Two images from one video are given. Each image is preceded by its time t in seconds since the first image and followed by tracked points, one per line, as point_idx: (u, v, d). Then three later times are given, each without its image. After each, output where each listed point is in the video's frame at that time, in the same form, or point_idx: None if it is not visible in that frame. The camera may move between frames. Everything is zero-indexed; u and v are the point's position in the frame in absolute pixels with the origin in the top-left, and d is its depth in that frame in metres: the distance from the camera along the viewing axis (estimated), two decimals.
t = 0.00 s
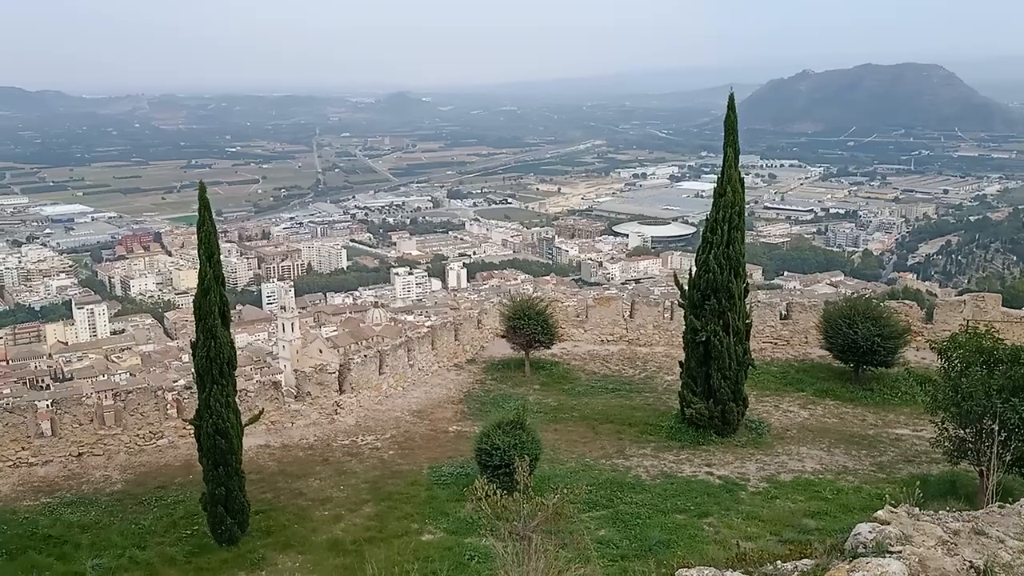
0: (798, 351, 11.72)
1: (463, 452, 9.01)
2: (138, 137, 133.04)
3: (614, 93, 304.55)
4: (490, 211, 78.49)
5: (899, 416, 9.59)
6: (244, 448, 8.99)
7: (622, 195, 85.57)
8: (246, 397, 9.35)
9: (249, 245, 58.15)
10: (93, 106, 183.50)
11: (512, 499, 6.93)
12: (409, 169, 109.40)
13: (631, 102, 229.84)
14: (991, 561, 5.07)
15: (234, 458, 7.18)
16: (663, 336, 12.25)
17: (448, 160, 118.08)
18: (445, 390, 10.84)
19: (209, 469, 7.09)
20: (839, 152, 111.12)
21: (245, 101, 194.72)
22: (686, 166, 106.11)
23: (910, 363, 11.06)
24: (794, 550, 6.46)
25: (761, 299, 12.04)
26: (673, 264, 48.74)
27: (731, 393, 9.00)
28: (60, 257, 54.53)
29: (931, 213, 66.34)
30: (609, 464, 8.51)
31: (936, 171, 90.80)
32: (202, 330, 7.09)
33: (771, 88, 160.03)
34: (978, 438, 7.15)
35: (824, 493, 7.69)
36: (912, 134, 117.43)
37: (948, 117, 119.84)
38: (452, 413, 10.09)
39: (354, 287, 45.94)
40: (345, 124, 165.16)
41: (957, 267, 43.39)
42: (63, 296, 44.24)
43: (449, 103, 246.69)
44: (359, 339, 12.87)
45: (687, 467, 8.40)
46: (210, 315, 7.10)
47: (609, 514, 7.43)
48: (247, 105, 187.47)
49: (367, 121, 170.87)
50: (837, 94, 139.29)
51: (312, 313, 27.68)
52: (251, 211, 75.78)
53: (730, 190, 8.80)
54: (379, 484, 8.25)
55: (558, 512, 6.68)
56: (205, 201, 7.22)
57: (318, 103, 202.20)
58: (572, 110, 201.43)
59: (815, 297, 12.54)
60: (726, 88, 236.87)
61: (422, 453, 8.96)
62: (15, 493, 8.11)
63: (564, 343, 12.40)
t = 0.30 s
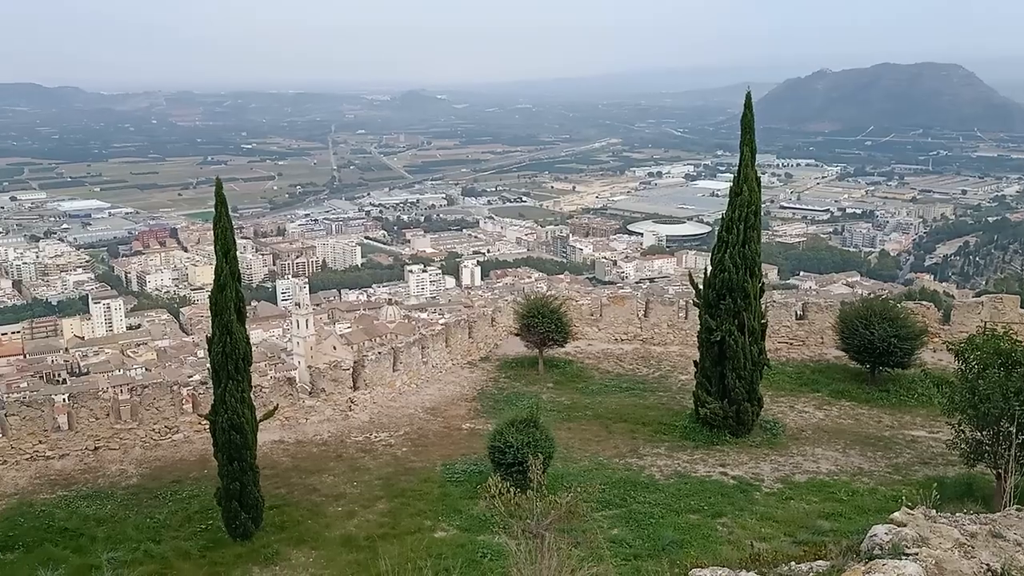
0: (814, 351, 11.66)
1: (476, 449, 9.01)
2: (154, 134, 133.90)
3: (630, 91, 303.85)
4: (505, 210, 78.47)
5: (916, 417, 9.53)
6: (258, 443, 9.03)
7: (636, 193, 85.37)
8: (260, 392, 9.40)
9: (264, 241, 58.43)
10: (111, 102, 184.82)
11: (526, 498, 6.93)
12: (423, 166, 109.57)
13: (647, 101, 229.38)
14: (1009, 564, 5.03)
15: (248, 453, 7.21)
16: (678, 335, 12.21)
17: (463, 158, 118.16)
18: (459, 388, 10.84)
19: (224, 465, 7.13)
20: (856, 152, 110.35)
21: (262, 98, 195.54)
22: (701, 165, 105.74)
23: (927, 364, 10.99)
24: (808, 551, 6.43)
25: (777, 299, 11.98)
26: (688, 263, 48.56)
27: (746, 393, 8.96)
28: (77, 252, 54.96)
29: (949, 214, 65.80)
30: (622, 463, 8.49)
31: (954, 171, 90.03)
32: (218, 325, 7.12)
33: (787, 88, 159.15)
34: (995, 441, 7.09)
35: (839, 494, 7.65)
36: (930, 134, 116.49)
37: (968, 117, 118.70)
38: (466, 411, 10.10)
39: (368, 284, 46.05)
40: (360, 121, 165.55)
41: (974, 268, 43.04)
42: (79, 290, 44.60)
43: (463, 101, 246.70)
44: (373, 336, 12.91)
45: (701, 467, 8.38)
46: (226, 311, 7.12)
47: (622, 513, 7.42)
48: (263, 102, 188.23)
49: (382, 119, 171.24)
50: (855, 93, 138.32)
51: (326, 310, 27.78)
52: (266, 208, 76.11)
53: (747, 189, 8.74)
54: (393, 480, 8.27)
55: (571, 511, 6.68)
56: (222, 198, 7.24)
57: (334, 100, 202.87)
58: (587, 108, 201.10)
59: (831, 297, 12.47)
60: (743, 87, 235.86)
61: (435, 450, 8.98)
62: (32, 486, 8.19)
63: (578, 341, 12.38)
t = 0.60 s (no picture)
0: (833, 353, 11.58)
1: (491, 449, 9.04)
2: (175, 132, 134.99)
3: (650, 90, 302.80)
4: (522, 209, 78.45)
5: (936, 421, 9.44)
6: (276, 440, 9.08)
7: (654, 194, 85.14)
8: (278, 389, 9.45)
9: (282, 239, 58.73)
10: (133, 100, 186.55)
11: (542, 498, 6.96)
12: (442, 165, 109.80)
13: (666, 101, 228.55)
14: None
15: (266, 451, 7.25)
16: (695, 337, 12.15)
17: (481, 157, 118.28)
18: (475, 387, 10.84)
19: (241, 460, 7.17)
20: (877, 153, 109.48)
21: (281, 96, 196.63)
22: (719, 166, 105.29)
23: (946, 368, 10.89)
24: (826, 556, 6.39)
25: (796, 301, 11.91)
26: (706, 264, 48.34)
27: (764, 395, 8.92)
28: (98, 248, 55.53)
29: (971, 216, 65.17)
30: (639, 464, 8.48)
31: (976, 173, 89.19)
32: (237, 322, 7.18)
33: (807, 88, 157.97)
34: (1015, 446, 7.03)
35: (857, 498, 7.59)
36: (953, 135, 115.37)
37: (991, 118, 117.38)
38: (482, 410, 10.11)
39: (385, 283, 46.24)
40: (378, 120, 166.11)
41: (997, 271, 42.62)
42: (99, 287, 45.05)
43: (481, 100, 247.01)
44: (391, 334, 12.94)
45: (718, 469, 8.34)
46: (245, 308, 7.17)
47: (638, 514, 7.41)
48: (282, 100, 189.32)
49: (400, 118, 171.64)
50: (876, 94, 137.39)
51: (344, 308, 27.90)
52: (285, 206, 76.61)
53: (766, 191, 8.71)
54: (409, 478, 8.30)
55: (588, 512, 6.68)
56: (243, 195, 7.30)
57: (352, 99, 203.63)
58: (605, 108, 200.61)
59: (851, 300, 12.38)
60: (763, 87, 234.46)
61: (452, 449, 9.01)
62: (53, 480, 8.28)
63: (594, 342, 12.37)
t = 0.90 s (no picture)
0: (855, 355, 11.48)
1: (509, 447, 9.04)
2: (197, 129, 136.00)
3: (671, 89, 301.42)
4: (542, 208, 78.36)
5: (958, 425, 9.35)
6: (296, 436, 9.14)
7: (675, 193, 84.79)
8: (299, 386, 9.52)
9: (303, 237, 59.05)
10: (156, 98, 188.10)
11: (560, 496, 6.96)
12: (461, 164, 109.97)
13: (687, 100, 227.49)
14: None
15: (286, 446, 7.30)
16: (715, 338, 12.11)
17: (500, 156, 118.34)
18: (494, 386, 10.86)
19: (262, 456, 7.22)
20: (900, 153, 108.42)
21: (302, 94, 197.55)
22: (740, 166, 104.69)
23: (970, 371, 10.78)
24: (847, 558, 6.35)
25: (817, 303, 11.85)
26: (726, 264, 48.10)
27: (784, 396, 8.87)
28: (121, 245, 56.07)
29: (996, 218, 64.37)
30: (657, 465, 8.45)
31: (1001, 175, 88.08)
32: (258, 319, 7.22)
33: (830, 88, 156.64)
34: None
35: (878, 501, 7.52)
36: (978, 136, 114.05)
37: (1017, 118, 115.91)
38: (500, 409, 10.11)
39: (404, 281, 46.37)
40: (398, 118, 166.52)
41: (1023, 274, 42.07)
42: (122, 283, 45.51)
43: (501, 99, 247.08)
44: (410, 332, 12.97)
45: (738, 470, 8.29)
46: (266, 306, 7.21)
47: (656, 515, 7.39)
48: (303, 99, 190.26)
49: (421, 116, 171.99)
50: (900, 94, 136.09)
51: (363, 306, 28.00)
52: (305, 204, 76.98)
53: (788, 191, 8.65)
54: (427, 476, 8.32)
55: (606, 511, 6.68)
56: (264, 193, 7.34)
57: (372, 97, 204.26)
58: (625, 108, 199.93)
59: (874, 302, 12.28)
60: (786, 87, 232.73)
61: (470, 447, 9.02)
62: (75, 474, 8.36)
63: (613, 342, 12.33)
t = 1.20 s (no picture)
0: (887, 357, 11.33)
1: (536, 446, 9.03)
2: (227, 127, 137.48)
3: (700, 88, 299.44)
4: (570, 207, 78.22)
5: (994, 429, 9.19)
6: (324, 431, 9.20)
7: (704, 192, 84.23)
8: (327, 381, 9.58)
9: (331, 234, 59.42)
10: (188, 95, 190.35)
11: (587, 496, 6.96)
12: (489, 162, 110.10)
13: (717, 99, 225.74)
14: None
15: (314, 441, 7.34)
16: (745, 338, 12.01)
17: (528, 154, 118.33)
18: (521, 384, 10.85)
19: (290, 451, 7.27)
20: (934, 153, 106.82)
21: (332, 92, 198.77)
22: (770, 165, 103.77)
23: (1005, 374, 10.60)
24: (878, 562, 6.27)
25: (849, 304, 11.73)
26: (757, 264, 47.67)
27: (815, 398, 8.78)
28: (153, 240, 56.81)
29: None
30: (686, 465, 8.40)
31: None
32: (288, 315, 7.27)
33: (864, 87, 154.25)
34: None
35: (910, 506, 7.42)
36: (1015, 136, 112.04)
37: None
38: (527, 407, 10.10)
39: (432, 278, 46.53)
40: (427, 116, 167.03)
41: None
42: (154, 278, 46.09)
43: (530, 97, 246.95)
44: (436, 330, 13.01)
45: (767, 472, 8.22)
46: (296, 301, 7.26)
47: (683, 515, 7.34)
48: (333, 96, 191.57)
49: (449, 114, 172.45)
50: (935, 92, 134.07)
51: (391, 303, 28.13)
52: (334, 201, 77.47)
53: (821, 190, 8.55)
54: (454, 473, 8.33)
55: (634, 511, 6.65)
56: (295, 190, 7.39)
57: (401, 95, 205.03)
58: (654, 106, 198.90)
59: (907, 304, 12.10)
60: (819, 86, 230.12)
61: (496, 445, 9.01)
62: (108, 466, 8.48)
63: (641, 341, 12.26)
